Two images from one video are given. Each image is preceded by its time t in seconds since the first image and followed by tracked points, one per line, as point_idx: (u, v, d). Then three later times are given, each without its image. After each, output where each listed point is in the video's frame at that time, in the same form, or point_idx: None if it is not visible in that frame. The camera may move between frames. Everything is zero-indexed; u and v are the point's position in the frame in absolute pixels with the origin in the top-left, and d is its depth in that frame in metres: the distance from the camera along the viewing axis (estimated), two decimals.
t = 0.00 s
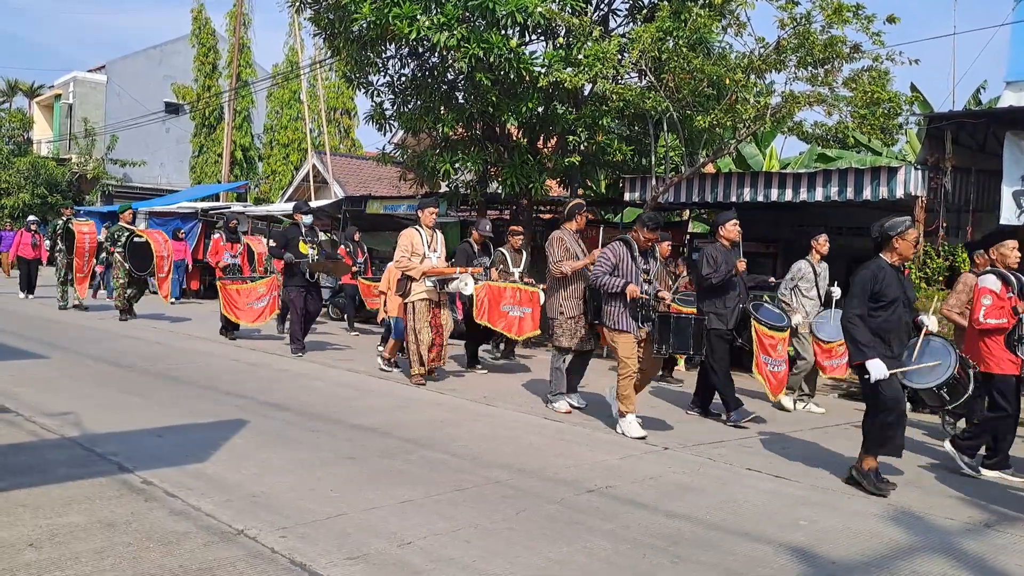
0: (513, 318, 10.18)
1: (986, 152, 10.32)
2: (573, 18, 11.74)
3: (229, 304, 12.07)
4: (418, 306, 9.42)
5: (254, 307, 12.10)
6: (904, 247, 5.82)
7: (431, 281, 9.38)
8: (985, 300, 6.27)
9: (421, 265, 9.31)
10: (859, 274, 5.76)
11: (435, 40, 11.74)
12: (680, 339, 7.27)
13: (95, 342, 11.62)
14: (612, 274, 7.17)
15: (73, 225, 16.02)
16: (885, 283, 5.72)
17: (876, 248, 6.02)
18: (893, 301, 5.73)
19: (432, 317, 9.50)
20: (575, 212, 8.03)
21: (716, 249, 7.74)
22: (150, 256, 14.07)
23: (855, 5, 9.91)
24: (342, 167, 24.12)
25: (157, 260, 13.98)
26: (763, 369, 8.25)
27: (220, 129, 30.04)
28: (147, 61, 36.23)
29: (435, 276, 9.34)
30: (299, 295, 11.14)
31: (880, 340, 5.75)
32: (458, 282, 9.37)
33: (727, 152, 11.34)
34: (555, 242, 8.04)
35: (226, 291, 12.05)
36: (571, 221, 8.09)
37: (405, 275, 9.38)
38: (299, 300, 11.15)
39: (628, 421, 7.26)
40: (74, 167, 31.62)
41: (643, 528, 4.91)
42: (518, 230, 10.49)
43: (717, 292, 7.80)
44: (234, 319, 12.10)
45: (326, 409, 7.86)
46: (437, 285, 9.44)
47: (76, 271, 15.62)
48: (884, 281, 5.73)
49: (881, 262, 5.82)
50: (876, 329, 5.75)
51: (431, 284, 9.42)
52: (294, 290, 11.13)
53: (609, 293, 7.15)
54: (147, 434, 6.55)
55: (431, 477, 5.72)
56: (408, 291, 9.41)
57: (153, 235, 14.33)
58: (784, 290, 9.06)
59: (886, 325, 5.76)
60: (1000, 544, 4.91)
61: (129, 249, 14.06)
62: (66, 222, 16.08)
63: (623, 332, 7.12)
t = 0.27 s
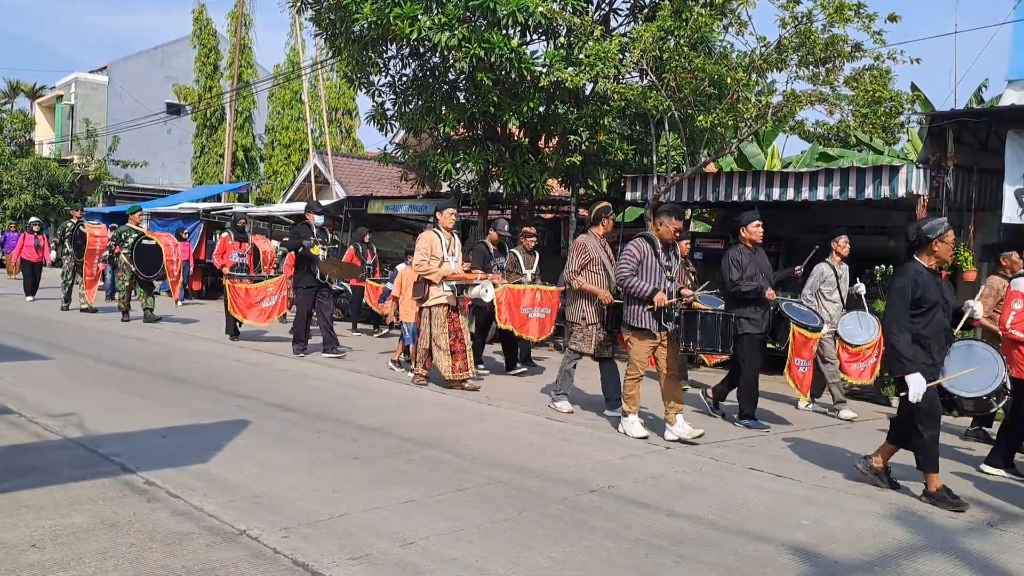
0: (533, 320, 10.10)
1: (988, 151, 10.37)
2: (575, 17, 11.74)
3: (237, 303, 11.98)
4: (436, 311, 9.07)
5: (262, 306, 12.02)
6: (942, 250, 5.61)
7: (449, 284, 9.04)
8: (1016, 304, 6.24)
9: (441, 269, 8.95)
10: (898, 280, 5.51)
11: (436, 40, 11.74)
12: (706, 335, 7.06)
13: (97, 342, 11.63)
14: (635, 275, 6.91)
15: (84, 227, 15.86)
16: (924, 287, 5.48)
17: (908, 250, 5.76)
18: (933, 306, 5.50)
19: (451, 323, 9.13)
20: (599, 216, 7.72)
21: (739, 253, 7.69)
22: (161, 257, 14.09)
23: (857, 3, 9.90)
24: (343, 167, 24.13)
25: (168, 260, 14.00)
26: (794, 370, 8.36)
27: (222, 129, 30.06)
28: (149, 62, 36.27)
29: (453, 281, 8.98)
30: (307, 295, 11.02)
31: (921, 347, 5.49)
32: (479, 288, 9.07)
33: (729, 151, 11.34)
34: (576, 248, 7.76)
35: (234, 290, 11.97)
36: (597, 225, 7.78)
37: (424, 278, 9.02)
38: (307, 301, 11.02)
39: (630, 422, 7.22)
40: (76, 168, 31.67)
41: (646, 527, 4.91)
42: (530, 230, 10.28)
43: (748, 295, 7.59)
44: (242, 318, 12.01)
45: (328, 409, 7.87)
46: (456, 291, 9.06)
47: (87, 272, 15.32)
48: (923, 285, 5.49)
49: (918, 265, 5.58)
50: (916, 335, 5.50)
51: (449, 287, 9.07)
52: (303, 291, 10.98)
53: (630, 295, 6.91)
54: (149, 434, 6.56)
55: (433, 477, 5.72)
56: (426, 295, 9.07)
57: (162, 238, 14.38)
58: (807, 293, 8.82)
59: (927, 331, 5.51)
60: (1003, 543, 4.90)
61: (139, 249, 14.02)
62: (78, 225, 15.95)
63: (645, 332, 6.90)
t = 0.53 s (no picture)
0: (552, 320, 9.98)
1: (990, 150, 10.32)
2: (576, 17, 11.75)
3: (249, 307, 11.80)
4: (459, 309, 8.94)
5: (274, 310, 11.81)
6: (979, 247, 5.54)
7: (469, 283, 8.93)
8: None
9: (460, 267, 8.85)
10: (937, 278, 5.44)
11: (438, 41, 11.74)
12: (743, 337, 6.62)
13: (99, 343, 11.64)
14: (662, 279, 6.82)
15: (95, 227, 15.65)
16: (963, 284, 5.43)
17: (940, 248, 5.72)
18: (972, 305, 5.44)
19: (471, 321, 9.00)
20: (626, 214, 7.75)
21: (767, 248, 7.56)
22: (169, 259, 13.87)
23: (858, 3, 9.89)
24: (345, 167, 24.15)
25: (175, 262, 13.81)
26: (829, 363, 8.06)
27: (223, 130, 30.07)
28: (150, 63, 36.30)
29: (474, 279, 8.88)
30: (324, 298, 11.03)
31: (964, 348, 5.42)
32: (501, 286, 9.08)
33: (730, 151, 11.35)
34: (602, 243, 7.83)
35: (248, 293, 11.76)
36: (625, 223, 7.84)
37: (444, 276, 8.93)
38: (323, 303, 11.03)
39: (649, 420, 7.12)
40: (78, 169, 31.69)
41: (648, 527, 4.91)
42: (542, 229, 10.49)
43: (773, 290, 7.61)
44: (256, 322, 11.83)
45: (330, 409, 7.88)
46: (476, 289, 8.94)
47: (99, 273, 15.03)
48: (962, 282, 5.44)
49: (955, 262, 5.52)
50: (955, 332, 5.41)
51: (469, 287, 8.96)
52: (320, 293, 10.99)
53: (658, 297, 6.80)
54: (151, 435, 6.56)
55: (435, 477, 5.72)
56: (447, 294, 8.94)
57: (172, 238, 14.14)
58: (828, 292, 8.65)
59: (968, 330, 5.42)
60: (1005, 542, 4.90)
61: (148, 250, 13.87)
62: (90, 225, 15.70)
63: (676, 335, 6.76)
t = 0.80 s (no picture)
0: (568, 322, 10.02)
1: (993, 148, 10.25)
2: (577, 16, 11.75)
3: (266, 306, 11.75)
4: (479, 314, 8.70)
5: (290, 308, 11.78)
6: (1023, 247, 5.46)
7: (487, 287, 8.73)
8: None
9: (478, 270, 8.67)
10: (981, 275, 5.34)
11: (439, 40, 11.74)
12: (772, 336, 6.61)
13: (101, 344, 11.65)
14: (693, 280, 6.60)
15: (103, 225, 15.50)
16: (1006, 284, 5.33)
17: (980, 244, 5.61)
18: (1012, 307, 5.36)
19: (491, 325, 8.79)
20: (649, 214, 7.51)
21: (801, 251, 7.53)
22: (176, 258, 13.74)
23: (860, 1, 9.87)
24: (347, 167, 24.16)
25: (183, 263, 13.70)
26: (857, 374, 8.04)
27: (225, 130, 30.08)
28: (152, 63, 36.34)
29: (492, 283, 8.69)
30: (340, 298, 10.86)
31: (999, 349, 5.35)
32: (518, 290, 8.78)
33: (732, 150, 11.34)
34: (626, 245, 7.53)
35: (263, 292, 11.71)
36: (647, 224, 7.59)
37: (461, 281, 8.73)
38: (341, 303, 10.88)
39: (724, 440, 6.53)
40: (80, 170, 31.72)
41: (650, 526, 4.91)
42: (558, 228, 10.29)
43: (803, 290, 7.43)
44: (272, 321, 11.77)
45: (332, 409, 7.88)
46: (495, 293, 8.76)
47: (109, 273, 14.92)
48: (1005, 282, 5.34)
49: (998, 260, 5.41)
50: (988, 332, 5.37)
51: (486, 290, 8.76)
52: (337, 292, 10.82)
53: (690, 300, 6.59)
54: (154, 436, 6.57)
55: (437, 477, 5.72)
56: (465, 298, 8.73)
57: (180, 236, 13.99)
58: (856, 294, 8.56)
59: (1004, 331, 5.36)
60: (1009, 540, 4.89)
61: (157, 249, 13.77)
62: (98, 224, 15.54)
63: (708, 336, 6.46)
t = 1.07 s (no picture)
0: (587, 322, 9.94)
1: (995, 147, 10.17)
2: (577, 15, 11.74)
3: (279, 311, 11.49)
4: (492, 314, 8.58)
5: (304, 311, 11.49)
6: None
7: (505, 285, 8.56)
8: None
9: (496, 268, 8.48)
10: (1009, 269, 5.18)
11: (439, 40, 11.73)
12: (812, 343, 6.54)
13: (103, 344, 11.66)
14: (721, 280, 6.42)
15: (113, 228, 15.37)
16: None
17: None
18: None
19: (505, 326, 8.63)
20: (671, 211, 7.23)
21: (833, 249, 7.31)
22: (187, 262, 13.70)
23: None
24: (348, 167, 24.17)
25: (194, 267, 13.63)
26: (892, 376, 7.61)
27: (226, 131, 30.09)
28: (153, 64, 36.37)
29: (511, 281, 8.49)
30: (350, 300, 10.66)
31: None
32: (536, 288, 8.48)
33: (733, 149, 11.32)
34: (653, 246, 7.21)
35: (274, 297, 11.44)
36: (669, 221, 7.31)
37: (478, 279, 8.55)
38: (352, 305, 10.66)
39: (737, 445, 6.44)
40: (81, 171, 31.74)
41: (652, 525, 4.91)
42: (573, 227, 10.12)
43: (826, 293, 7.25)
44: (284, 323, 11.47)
45: (334, 409, 7.88)
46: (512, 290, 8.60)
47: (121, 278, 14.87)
48: None
49: None
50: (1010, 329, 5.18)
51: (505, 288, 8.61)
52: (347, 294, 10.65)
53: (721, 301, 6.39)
54: (155, 436, 6.57)
55: (439, 476, 5.72)
56: (482, 297, 8.58)
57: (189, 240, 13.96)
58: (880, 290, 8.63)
59: None
60: (1011, 539, 4.88)
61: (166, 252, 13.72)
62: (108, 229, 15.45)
63: (739, 340, 6.33)
